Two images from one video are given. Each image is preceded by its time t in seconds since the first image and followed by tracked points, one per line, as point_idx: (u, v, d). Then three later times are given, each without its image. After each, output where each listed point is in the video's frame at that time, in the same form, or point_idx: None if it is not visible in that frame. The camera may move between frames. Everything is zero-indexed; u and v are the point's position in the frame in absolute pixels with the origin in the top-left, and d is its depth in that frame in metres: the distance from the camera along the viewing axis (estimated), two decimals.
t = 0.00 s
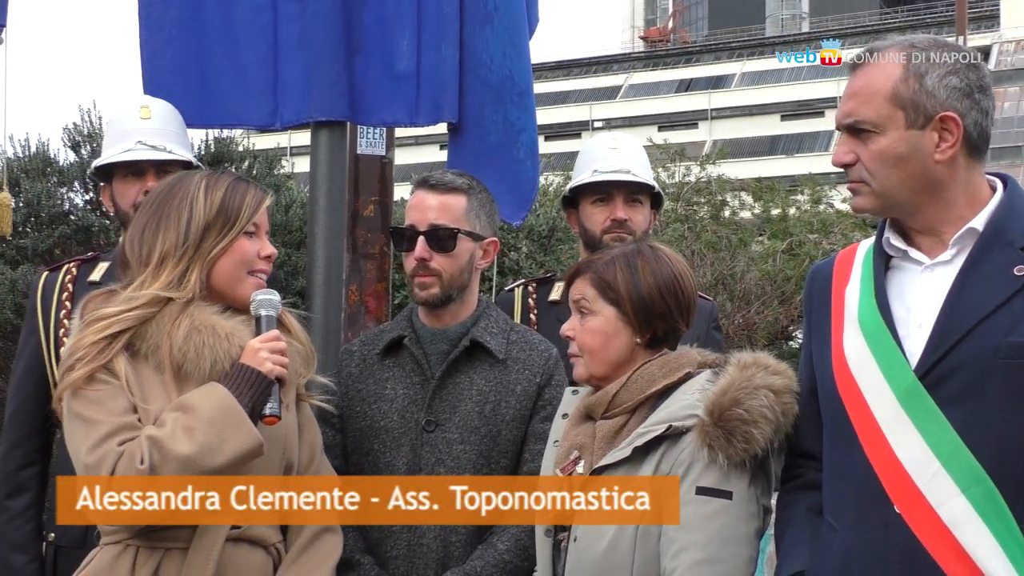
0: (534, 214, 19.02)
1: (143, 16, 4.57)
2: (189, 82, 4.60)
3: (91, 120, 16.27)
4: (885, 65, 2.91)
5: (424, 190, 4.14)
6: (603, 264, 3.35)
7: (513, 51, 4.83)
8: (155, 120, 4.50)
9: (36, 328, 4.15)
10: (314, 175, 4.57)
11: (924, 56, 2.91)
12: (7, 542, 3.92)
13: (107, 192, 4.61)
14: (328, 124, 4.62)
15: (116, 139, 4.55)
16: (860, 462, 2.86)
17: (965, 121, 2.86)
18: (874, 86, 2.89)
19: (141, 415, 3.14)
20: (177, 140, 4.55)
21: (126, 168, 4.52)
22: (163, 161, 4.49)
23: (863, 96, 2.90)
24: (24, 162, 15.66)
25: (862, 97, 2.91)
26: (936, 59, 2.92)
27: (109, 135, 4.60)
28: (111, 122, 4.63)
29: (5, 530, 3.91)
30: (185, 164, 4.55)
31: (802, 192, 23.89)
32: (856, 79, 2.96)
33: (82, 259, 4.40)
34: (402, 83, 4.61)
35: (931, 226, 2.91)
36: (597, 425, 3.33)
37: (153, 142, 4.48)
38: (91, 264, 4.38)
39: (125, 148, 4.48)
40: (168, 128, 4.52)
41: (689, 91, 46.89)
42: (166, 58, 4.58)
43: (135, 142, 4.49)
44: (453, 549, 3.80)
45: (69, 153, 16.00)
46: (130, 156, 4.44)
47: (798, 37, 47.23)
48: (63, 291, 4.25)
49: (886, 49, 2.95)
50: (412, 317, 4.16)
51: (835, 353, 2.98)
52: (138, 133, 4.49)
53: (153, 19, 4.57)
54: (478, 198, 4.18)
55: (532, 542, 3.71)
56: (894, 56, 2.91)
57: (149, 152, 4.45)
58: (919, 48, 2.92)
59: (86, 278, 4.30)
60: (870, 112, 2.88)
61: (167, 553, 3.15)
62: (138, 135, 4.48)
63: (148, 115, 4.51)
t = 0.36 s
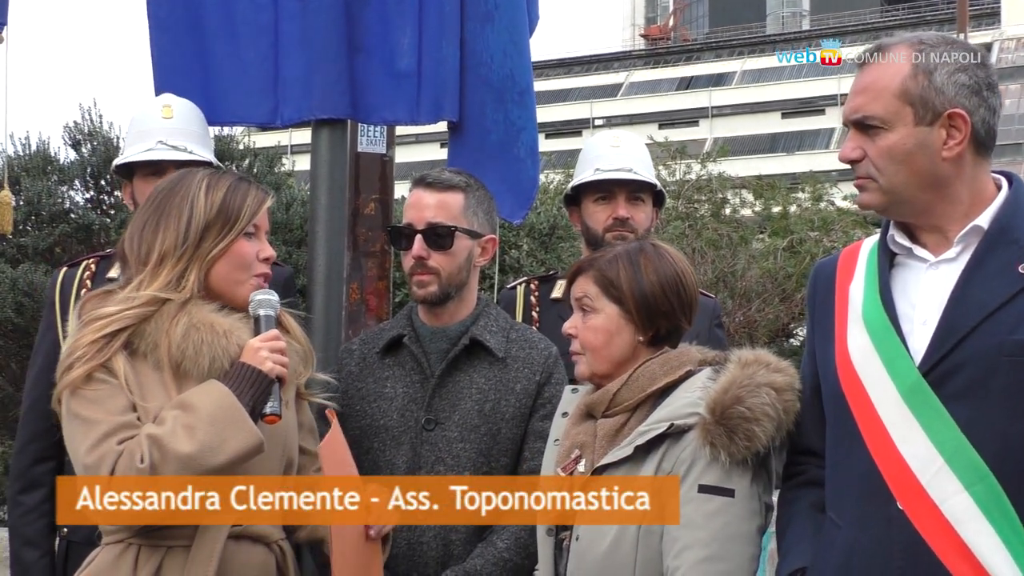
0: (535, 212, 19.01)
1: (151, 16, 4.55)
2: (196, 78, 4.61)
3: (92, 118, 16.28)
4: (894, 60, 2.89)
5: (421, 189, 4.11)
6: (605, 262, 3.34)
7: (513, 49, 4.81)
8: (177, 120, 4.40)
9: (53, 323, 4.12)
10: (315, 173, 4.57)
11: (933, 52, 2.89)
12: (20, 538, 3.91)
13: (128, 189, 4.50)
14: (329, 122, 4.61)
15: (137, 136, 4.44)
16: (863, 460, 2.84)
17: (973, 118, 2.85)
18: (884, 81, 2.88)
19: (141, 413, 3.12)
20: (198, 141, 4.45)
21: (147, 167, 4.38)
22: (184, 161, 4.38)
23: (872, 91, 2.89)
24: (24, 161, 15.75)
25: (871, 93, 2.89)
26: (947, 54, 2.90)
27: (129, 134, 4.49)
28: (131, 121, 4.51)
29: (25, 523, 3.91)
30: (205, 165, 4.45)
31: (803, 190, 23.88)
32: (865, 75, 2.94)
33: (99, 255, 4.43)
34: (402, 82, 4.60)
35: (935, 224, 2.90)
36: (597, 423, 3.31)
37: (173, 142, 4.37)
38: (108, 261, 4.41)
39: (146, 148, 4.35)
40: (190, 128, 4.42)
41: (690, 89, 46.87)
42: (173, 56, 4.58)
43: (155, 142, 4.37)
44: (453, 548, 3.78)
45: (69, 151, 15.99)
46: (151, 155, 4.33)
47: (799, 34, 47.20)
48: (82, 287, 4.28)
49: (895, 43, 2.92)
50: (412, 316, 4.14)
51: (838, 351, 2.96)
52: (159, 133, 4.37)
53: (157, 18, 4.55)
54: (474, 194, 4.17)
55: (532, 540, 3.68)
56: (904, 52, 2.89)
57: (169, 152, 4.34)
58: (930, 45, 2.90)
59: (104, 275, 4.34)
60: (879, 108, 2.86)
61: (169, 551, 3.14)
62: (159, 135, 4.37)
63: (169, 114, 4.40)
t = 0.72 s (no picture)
0: (535, 211, 19.00)
1: (148, 15, 4.53)
2: (191, 73, 4.55)
3: (92, 115, 16.32)
4: (902, 60, 2.88)
5: (422, 188, 4.09)
6: (613, 260, 3.31)
7: (514, 47, 4.80)
8: (165, 119, 4.38)
9: (38, 314, 4.10)
10: (315, 172, 4.55)
11: (941, 52, 2.88)
12: (8, 532, 3.88)
13: (116, 189, 4.46)
14: (328, 120, 4.59)
15: (122, 136, 4.42)
16: (867, 461, 2.82)
17: (979, 119, 2.84)
18: (891, 80, 2.87)
19: (144, 411, 3.10)
20: (186, 139, 4.42)
21: (133, 165, 4.36)
22: (171, 160, 4.36)
23: (879, 90, 2.88)
24: (25, 158, 15.78)
25: (877, 92, 2.88)
26: (954, 55, 2.89)
27: (117, 132, 4.47)
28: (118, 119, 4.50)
29: (10, 520, 3.87)
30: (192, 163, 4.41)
31: (803, 189, 23.86)
32: (871, 73, 2.93)
33: (88, 251, 4.35)
34: (402, 81, 4.59)
35: (939, 225, 2.89)
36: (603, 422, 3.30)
37: (159, 140, 4.34)
38: (96, 256, 4.33)
39: (131, 146, 4.33)
40: (176, 127, 4.40)
41: (690, 89, 46.86)
42: (169, 57, 4.55)
43: (142, 140, 4.34)
44: (450, 546, 3.76)
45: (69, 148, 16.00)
46: (138, 153, 4.31)
47: (800, 34, 47.19)
48: (68, 281, 4.20)
49: (902, 43, 2.92)
50: (412, 315, 4.12)
51: (841, 350, 2.95)
52: (145, 131, 4.34)
53: (156, 17, 4.53)
54: (475, 194, 4.15)
55: (528, 538, 3.68)
56: (912, 51, 2.88)
57: (156, 150, 4.32)
58: (939, 45, 2.89)
59: (90, 270, 4.25)
60: (886, 106, 2.85)
61: (169, 549, 3.12)
62: (145, 133, 4.34)
63: (155, 113, 4.39)
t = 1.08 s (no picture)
0: (535, 210, 18.98)
1: (148, 13, 4.54)
2: (191, 75, 4.57)
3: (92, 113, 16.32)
4: (913, 60, 2.87)
5: (424, 187, 4.08)
6: (615, 260, 3.30)
7: (514, 46, 4.78)
8: (162, 117, 4.37)
9: (37, 312, 4.10)
10: (314, 172, 4.56)
11: (952, 52, 2.87)
12: (7, 529, 3.88)
13: (115, 188, 4.46)
14: (328, 118, 4.58)
15: (122, 134, 4.42)
16: (870, 461, 2.81)
17: (988, 120, 2.84)
18: (900, 79, 2.87)
19: (144, 412, 3.10)
20: (184, 138, 4.40)
21: (131, 164, 4.36)
22: (168, 158, 4.35)
23: (889, 88, 2.87)
24: (24, 156, 15.78)
25: (887, 90, 2.87)
26: (964, 55, 2.88)
27: (117, 131, 4.47)
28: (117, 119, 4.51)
29: (11, 514, 3.87)
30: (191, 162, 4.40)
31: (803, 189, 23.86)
32: (880, 72, 2.93)
33: (86, 248, 4.32)
34: (402, 80, 4.58)
35: (945, 226, 2.88)
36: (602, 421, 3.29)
37: (157, 138, 4.34)
38: (94, 253, 4.29)
39: (129, 144, 4.33)
40: (175, 125, 4.39)
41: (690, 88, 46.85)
42: (169, 55, 4.55)
43: (139, 138, 4.35)
44: (450, 544, 3.76)
45: (69, 146, 16.00)
46: (136, 152, 4.31)
47: (800, 35, 47.18)
48: (65, 278, 4.18)
49: (912, 42, 2.91)
50: (413, 314, 4.11)
51: (845, 350, 2.94)
52: (141, 129, 4.35)
53: (156, 15, 4.54)
54: (477, 193, 4.14)
55: (528, 537, 3.68)
56: (923, 51, 2.88)
57: (152, 148, 4.32)
58: (951, 45, 2.88)
59: (88, 266, 4.23)
60: (895, 105, 2.84)
61: (171, 549, 3.12)
62: (142, 131, 4.34)
63: (154, 111, 4.38)
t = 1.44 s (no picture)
0: (536, 210, 18.98)
1: (149, 13, 4.56)
2: (193, 77, 4.58)
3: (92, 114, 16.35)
4: (924, 56, 2.87)
5: (424, 188, 4.09)
6: (616, 260, 3.30)
7: (513, 46, 4.77)
8: (163, 116, 4.37)
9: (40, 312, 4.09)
10: (313, 173, 4.56)
11: (964, 51, 2.87)
12: (8, 529, 3.87)
13: (116, 189, 4.47)
14: (328, 120, 4.57)
15: (123, 135, 4.41)
16: (872, 462, 2.81)
17: (995, 122, 2.84)
18: (911, 74, 2.87)
19: (152, 415, 3.10)
20: (185, 137, 4.40)
21: (132, 164, 4.37)
22: (169, 157, 4.34)
23: (898, 82, 2.88)
24: (24, 157, 15.81)
25: (896, 84, 2.88)
26: (975, 55, 2.88)
27: (118, 131, 4.46)
28: (117, 118, 4.49)
29: (16, 513, 3.87)
30: (191, 161, 4.39)
31: (803, 189, 23.85)
32: (890, 67, 2.94)
33: (88, 248, 4.32)
34: (402, 81, 4.57)
35: (946, 225, 2.88)
36: (605, 421, 3.28)
37: (158, 138, 4.33)
38: (97, 253, 4.30)
39: (130, 144, 4.32)
40: (176, 125, 4.39)
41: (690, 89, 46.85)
42: (171, 56, 4.57)
43: (141, 138, 4.34)
44: (450, 544, 3.76)
45: (70, 147, 16.04)
46: (136, 151, 4.30)
47: (800, 35, 47.18)
48: (68, 277, 4.18)
49: (925, 39, 2.90)
50: (412, 314, 4.11)
51: (846, 350, 2.94)
52: (143, 129, 4.34)
53: (159, 16, 4.56)
54: (476, 194, 4.14)
55: (528, 537, 3.68)
56: (934, 49, 2.87)
57: (154, 148, 4.31)
58: (962, 44, 2.88)
59: (92, 266, 4.23)
60: (903, 99, 2.85)
61: (179, 551, 3.11)
62: (143, 131, 4.33)
63: (156, 111, 4.38)
